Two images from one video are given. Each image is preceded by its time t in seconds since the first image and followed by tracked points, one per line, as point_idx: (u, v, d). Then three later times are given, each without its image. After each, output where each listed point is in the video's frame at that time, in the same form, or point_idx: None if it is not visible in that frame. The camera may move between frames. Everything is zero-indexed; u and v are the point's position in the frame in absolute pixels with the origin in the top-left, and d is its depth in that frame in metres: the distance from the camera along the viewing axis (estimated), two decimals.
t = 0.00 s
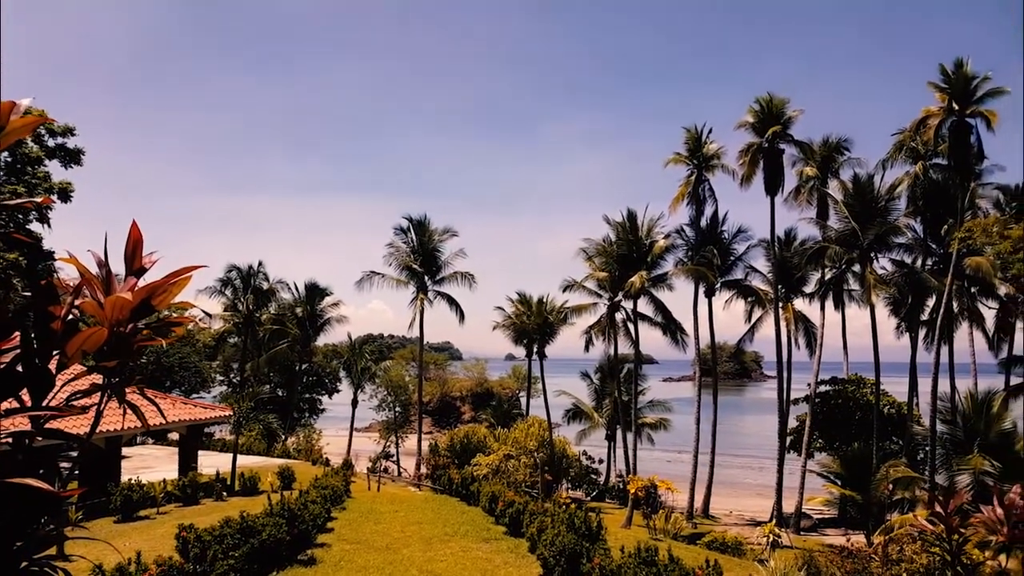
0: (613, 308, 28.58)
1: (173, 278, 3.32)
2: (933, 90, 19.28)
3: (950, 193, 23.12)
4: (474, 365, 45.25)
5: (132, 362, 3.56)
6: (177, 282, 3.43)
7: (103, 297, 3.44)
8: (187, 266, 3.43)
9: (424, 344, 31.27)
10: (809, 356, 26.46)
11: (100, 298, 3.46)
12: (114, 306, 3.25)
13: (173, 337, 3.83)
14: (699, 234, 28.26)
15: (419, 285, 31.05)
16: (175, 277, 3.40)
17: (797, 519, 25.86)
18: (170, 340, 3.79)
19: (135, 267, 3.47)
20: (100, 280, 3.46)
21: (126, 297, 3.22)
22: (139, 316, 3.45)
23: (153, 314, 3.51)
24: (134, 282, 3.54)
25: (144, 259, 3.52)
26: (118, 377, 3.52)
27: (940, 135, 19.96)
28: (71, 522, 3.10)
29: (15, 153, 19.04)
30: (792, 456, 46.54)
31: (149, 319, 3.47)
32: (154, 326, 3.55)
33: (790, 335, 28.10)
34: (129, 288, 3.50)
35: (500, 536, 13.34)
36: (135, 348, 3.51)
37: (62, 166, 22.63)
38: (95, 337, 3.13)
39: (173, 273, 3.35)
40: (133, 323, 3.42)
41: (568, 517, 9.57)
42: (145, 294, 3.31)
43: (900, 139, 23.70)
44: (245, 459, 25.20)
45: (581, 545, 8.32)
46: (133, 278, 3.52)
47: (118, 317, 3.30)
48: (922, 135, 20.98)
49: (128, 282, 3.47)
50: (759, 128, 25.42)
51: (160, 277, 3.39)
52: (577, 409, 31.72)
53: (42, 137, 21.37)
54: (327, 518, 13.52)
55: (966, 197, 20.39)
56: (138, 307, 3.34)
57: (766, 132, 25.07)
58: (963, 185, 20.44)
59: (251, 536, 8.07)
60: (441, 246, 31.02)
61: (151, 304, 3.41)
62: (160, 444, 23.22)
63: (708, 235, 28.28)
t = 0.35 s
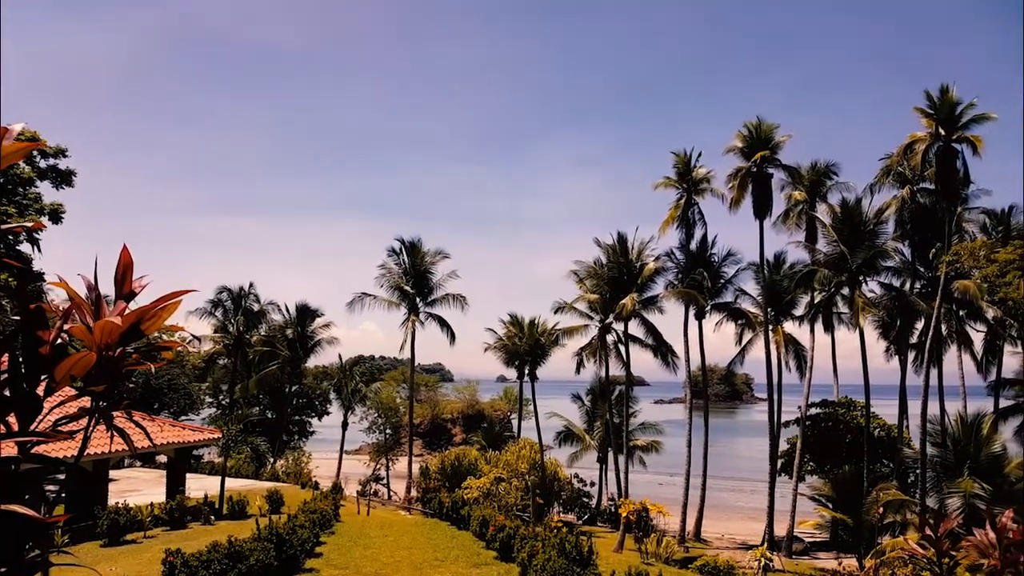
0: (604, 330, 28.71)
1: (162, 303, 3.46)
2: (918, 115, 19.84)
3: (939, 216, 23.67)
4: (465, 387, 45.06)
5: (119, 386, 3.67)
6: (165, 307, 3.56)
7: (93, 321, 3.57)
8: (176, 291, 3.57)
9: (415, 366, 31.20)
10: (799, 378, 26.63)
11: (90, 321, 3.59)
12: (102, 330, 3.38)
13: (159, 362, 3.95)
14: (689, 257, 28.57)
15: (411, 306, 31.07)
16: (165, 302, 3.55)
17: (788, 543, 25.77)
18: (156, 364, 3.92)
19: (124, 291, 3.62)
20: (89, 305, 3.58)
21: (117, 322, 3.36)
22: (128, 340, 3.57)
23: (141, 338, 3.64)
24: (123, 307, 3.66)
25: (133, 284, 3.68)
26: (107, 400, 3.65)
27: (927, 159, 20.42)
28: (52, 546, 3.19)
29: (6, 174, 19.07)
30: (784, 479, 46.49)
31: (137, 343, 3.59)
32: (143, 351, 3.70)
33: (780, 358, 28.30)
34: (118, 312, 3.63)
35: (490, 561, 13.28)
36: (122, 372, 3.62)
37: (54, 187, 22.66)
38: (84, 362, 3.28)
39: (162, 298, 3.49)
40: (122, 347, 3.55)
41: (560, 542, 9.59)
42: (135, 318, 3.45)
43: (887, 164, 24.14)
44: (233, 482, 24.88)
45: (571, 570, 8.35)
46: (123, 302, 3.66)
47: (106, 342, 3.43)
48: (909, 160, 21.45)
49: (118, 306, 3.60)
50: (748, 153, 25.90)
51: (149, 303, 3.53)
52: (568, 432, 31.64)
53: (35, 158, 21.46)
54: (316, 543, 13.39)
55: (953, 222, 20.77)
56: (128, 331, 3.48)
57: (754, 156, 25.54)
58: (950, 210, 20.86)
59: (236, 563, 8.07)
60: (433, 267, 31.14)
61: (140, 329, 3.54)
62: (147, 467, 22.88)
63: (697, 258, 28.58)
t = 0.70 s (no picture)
0: (596, 352, 28.79)
1: (158, 331, 3.53)
2: (905, 140, 20.33)
3: (926, 240, 24.07)
4: (457, 408, 44.56)
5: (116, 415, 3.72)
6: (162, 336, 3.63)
7: (90, 348, 3.62)
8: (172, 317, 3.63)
9: (408, 387, 31.05)
10: (791, 400, 26.77)
11: (87, 349, 3.62)
12: (98, 359, 3.44)
13: (156, 389, 4.00)
14: (680, 279, 28.80)
15: (404, 327, 31.07)
16: (162, 329, 3.61)
17: (782, 567, 25.64)
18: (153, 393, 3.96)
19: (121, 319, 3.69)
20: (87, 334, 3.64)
21: (113, 351, 3.42)
22: (124, 368, 3.63)
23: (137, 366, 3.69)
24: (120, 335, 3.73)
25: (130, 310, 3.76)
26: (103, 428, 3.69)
27: (915, 183, 20.80)
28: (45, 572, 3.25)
29: None
30: (777, 501, 46.32)
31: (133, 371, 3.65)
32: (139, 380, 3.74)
33: (771, 380, 28.45)
34: (115, 339, 3.69)
35: None
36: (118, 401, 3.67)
37: (47, 208, 22.67)
38: (83, 391, 3.31)
39: (158, 326, 3.56)
40: (119, 375, 3.60)
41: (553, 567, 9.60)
42: (131, 347, 3.50)
43: (876, 189, 24.66)
44: (222, 505, 24.55)
45: None
46: (119, 330, 3.72)
47: (101, 370, 3.48)
48: (897, 184, 21.96)
49: (114, 334, 3.66)
50: (737, 177, 26.31)
51: (146, 331, 3.59)
52: (560, 453, 31.49)
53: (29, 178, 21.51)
54: (306, 568, 13.23)
55: (940, 245, 21.14)
56: (125, 359, 3.54)
57: (744, 180, 25.95)
58: (937, 233, 21.26)
59: None
60: (426, 288, 31.21)
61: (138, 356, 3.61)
62: (135, 490, 22.55)
63: (688, 280, 28.79)
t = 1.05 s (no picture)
0: (593, 362, 28.81)
1: (167, 352, 3.73)
2: (899, 153, 20.53)
3: (920, 252, 24.27)
4: (456, 418, 43.50)
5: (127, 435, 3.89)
6: (171, 355, 3.82)
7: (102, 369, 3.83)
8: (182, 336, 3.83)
9: (405, 397, 30.97)
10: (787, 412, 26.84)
11: (99, 369, 3.83)
12: (111, 378, 3.63)
13: (165, 407, 4.17)
14: (676, 290, 28.88)
15: (401, 337, 31.07)
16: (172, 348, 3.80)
17: None
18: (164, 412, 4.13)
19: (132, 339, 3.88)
20: (99, 354, 3.86)
21: (125, 370, 3.63)
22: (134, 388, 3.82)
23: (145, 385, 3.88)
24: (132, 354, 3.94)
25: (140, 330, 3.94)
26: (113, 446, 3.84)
27: (909, 194, 20.99)
28: None
29: None
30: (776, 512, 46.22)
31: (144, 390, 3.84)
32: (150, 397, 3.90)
33: (768, 391, 28.47)
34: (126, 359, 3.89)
35: None
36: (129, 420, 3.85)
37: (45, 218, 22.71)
38: (94, 412, 3.36)
39: (168, 346, 3.77)
40: (129, 393, 3.79)
41: None
42: (142, 366, 3.71)
43: (870, 201, 24.93)
44: (217, 516, 24.39)
45: None
46: (130, 350, 3.92)
47: (112, 389, 3.67)
48: (892, 196, 22.18)
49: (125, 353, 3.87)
50: (733, 189, 26.48)
51: (156, 352, 3.79)
52: (557, 464, 31.41)
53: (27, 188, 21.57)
54: None
55: (933, 257, 21.32)
56: (133, 378, 3.73)
57: (739, 192, 26.15)
58: (931, 245, 21.42)
59: None
60: (424, 298, 31.27)
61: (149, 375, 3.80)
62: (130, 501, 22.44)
63: (684, 291, 28.88)
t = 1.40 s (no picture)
0: (592, 366, 28.89)
1: (168, 375, 4.23)
2: (896, 158, 20.66)
3: (917, 256, 24.42)
4: (453, 420, 44.28)
5: (134, 447, 4.42)
6: (175, 375, 4.36)
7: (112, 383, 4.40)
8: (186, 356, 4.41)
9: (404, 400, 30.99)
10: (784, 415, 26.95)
11: (108, 385, 4.39)
12: (119, 397, 4.17)
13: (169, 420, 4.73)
14: (674, 294, 28.98)
15: (399, 340, 31.12)
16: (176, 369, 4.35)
17: None
18: (166, 429, 4.68)
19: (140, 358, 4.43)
20: (109, 371, 4.42)
21: (133, 391, 4.18)
22: (142, 403, 4.38)
23: (153, 402, 4.43)
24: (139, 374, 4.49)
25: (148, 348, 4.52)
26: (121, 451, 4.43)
27: (906, 199, 21.13)
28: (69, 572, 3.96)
29: None
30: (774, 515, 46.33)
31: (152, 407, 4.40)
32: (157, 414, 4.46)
33: (766, 395, 28.58)
34: (134, 375, 4.44)
35: None
36: (137, 433, 4.39)
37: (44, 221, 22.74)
38: (103, 429, 3.97)
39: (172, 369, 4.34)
40: (136, 408, 4.36)
41: None
42: (149, 387, 4.26)
43: (867, 205, 25.10)
44: (215, 520, 24.40)
45: None
46: (137, 365, 4.48)
47: (120, 405, 4.24)
48: (888, 201, 22.31)
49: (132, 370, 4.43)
50: (731, 193, 26.60)
51: (161, 373, 4.35)
52: (555, 468, 31.46)
53: (27, 191, 21.64)
54: None
55: (930, 261, 21.45)
56: (142, 397, 4.29)
57: (737, 197, 26.28)
58: (928, 249, 21.57)
59: None
60: (422, 301, 31.35)
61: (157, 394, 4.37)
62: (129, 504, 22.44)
63: (682, 295, 28.99)
